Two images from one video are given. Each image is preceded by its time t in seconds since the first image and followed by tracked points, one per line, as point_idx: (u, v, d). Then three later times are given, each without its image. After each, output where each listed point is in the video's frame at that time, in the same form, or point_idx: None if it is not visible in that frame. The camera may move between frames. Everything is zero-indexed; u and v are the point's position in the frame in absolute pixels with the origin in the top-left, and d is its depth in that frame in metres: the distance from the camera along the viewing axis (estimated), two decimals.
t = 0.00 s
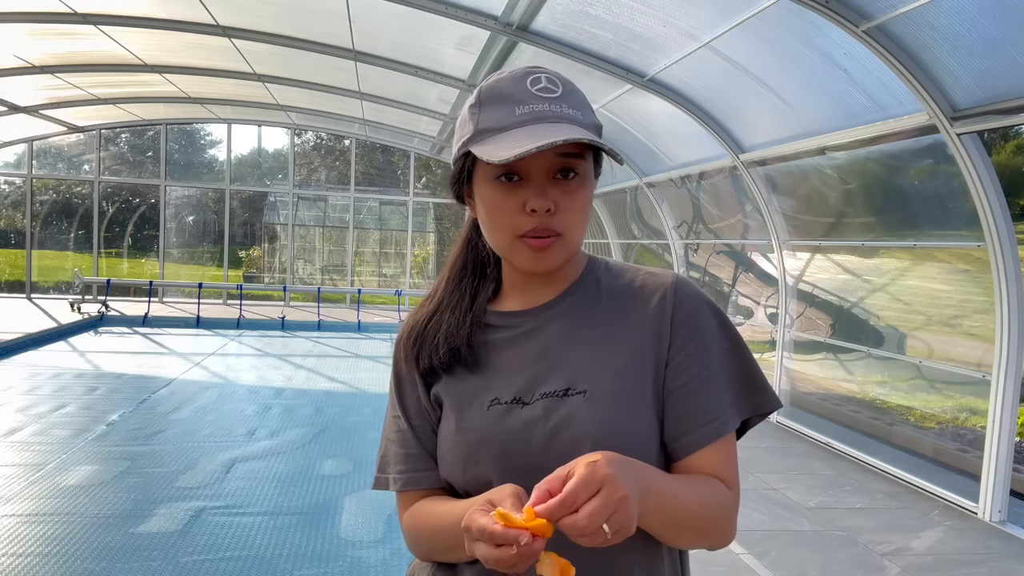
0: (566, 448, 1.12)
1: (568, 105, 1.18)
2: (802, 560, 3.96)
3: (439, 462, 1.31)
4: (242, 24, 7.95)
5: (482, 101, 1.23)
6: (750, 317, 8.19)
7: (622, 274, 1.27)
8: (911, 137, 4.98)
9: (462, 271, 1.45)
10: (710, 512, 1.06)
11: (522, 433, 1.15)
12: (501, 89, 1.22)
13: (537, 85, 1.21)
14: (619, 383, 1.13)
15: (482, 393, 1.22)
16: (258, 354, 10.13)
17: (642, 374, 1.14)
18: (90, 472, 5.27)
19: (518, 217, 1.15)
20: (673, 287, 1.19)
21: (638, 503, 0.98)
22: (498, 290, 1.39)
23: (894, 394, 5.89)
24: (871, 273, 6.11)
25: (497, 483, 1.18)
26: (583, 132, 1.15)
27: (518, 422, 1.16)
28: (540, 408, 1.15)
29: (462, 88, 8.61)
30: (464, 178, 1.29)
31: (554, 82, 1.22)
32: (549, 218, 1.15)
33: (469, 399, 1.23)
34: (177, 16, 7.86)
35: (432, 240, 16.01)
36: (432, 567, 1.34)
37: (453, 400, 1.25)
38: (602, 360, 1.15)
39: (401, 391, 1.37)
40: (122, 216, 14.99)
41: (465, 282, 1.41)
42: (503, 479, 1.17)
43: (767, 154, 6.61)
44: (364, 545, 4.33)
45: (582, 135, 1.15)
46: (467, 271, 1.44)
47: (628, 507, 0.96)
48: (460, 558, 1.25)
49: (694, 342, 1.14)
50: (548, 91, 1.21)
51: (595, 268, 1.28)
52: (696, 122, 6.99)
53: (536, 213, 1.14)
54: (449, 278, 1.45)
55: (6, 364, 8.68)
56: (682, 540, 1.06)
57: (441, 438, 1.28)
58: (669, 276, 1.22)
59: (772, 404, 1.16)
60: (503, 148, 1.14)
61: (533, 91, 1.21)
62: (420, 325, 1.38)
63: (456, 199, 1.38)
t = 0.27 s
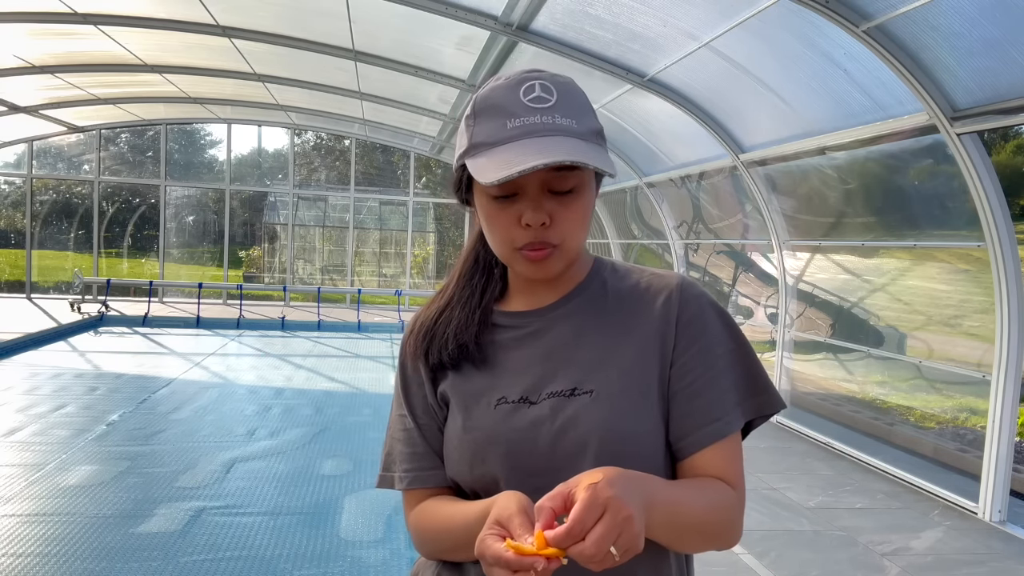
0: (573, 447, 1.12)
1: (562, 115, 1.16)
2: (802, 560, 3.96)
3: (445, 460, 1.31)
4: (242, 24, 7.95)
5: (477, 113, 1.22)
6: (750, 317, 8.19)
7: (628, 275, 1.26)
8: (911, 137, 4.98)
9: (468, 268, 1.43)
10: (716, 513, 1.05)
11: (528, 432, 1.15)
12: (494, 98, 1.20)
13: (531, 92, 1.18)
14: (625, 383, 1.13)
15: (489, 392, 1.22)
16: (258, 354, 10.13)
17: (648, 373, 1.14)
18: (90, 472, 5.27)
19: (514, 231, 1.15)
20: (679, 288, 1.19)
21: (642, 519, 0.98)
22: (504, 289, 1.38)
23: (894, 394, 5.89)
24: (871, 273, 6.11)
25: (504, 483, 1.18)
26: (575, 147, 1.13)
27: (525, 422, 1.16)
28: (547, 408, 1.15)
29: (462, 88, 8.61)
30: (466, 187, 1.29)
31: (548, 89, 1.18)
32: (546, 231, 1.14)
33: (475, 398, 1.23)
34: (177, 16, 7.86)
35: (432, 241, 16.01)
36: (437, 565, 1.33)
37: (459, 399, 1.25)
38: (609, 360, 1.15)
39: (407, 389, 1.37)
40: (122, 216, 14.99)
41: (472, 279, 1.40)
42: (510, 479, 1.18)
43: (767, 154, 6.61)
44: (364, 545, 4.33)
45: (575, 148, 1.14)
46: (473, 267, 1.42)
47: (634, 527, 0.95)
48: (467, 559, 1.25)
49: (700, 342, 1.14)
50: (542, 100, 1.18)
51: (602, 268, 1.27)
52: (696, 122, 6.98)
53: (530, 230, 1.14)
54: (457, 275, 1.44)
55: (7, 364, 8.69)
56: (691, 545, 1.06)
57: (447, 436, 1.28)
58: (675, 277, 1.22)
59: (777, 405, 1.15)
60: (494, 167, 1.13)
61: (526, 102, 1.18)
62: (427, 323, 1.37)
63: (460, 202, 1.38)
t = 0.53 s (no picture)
0: (574, 447, 1.13)
1: (553, 132, 1.16)
2: (802, 560, 3.96)
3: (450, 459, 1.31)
4: (242, 24, 7.95)
5: (469, 130, 1.22)
6: (750, 317, 8.19)
7: (633, 274, 1.26)
8: (911, 137, 4.98)
9: (473, 268, 1.43)
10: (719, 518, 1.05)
11: (531, 433, 1.16)
12: (482, 115, 1.19)
13: (522, 107, 1.17)
14: (628, 383, 1.13)
15: (493, 392, 1.23)
16: (258, 354, 10.13)
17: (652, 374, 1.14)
18: (90, 472, 5.27)
19: (513, 248, 1.16)
20: (684, 288, 1.18)
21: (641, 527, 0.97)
22: (509, 290, 1.38)
23: (894, 394, 5.89)
24: (871, 273, 6.12)
25: (509, 483, 1.19)
26: (563, 170, 1.12)
27: (528, 422, 1.17)
28: (550, 409, 1.16)
29: (462, 88, 8.61)
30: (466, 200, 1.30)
31: (538, 103, 1.16)
32: (543, 246, 1.14)
33: (479, 398, 1.24)
34: (177, 16, 7.86)
35: (432, 240, 16.01)
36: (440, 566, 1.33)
37: (464, 398, 1.25)
38: (611, 361, 1.15)
39: (413, 388, 1.38)
40: (122, 216, 14.99)
41: (478, 278, 1.39)
42: (513, 479, 1.18)
43: (767, 154, 6.61)
44: (364, 545, 4.33)
45: (567, 165, 1.13)
46: (480, 266, 1.41)
47: (631, 540, 0.95)
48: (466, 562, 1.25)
49: (704, 342, 1.14)
50: (532, 116, 1.17)
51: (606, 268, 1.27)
52: (696, 122, 6.98)
53: (526, 246, 1.14)
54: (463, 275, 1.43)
55: (7, 364, 8.69)
56: (693, 548, 1.05)
57: (453, 435, 1.28)
58: (680, 278, 1.21)
59: (782, 406, 1.15)
60: (484, 195, 1.16)
61: (516, 119, 1.18)
62: (432, 323, 1.38)
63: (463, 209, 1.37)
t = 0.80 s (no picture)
0: (569, 456, 1.12)
1: (535, 139, 1.14)
2: (802, 560, 3.96)
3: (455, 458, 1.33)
4: (242, 24, 7.95)
5: (455, 139, 1.21)
6: (750, 317, 8.19)
7: (637, 272, 1.22)
8: (911, 137, 4.98)
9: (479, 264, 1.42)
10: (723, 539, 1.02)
11: (527, 439, 1.16)
12: (466, 124, 1.18)
13: (503, 115, 1.14)
14: (625, 390, 1.11)
15: (492, 396, 1.23)
16: (258, 354, 10.13)
17: (650, 380, 1.11)
18: (89, 472, 5.27)
19: (504, 256, 1.15)
20: (687, 292, 1.14)
21: None
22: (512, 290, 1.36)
23: (894, 394, 5.89)
24: (871, 273, 6.12)
25: (507, 487, 1.20)
26: (546, 182, 1.10)
27: (524, 429, 1.17)
28: (546, 415, 1.15)
29: (462, 88, 8.60)
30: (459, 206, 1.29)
31: (520, 110, 1.13)
32: (534, 255, 1.13)
33: (477, 402, 1.25)
34: (177, 16, 7.87)
35: (432, 240, 16.02)
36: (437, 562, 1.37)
37: (464, 401, 1.26)
38: (608, 368, 1.14)
39: (420, 385, 1.39)
40: (122, 216, 14.98)
41: (482, 278, 1.38)
42: (511, 483, 1.19)
43: (767, 154, 6.61)
44: (364, 545, 4.33)
45: (551, 174, 1.11)
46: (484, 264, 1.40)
47: None
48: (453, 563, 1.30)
49: (707, 347, 1.10)
50: (514, 123, 1.14)
51: (610, 266, 1.24)
52: (696, 122, 6.97)
53: (516, 254, 1.13)
54: (472, 268, 1.43)
55: (7, 364, 8.69)
56: None
57: (455, 436, 1.30)
58: (685, 278, 1.17)
59: (790, 409, 1.12)
60: (469, 209, 1.16)
61: (498, 127, 1.15)
62: (437, 322, 1.37)
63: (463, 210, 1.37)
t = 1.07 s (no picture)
0: (563, 462, 1.12)
1: (516, 142, 1.14)
2: (802, 560, 3.96)
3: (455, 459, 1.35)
4: (242, 24, 7.95)
5: (441, 142, 1.22)
6: (750, 317, 8.19)
7: (636, 274, 1.21)
8: (911, 137, 4.98)
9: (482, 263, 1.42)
10: (717, 549, 1.01)
11: (523, 443, 1.16)
12: (452, 128, 1.19)
13: (486, 116, 1.15)
14: (620, 395, 1.10)
15: (490, 400, 1.24)
16: (258, 354, 10.13)
17: (646, 385, 1.10)
18: (89, 472, 5.27)
19: (493, 259, 1.14)
20: (685, 295, 1.12)
21: None
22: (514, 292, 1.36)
23: (894, 394, 5.89)
24: (871, 273, 6.12)
25: (504, 491, 1.21)
26: (527, 184, 1.10)
27: (520, 433, 1.17)
28: (542, 420, 1.15)
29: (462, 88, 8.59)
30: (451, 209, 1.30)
31: (502, 111, 1.13)
32: (521, 258, 1.12)
33: (475, 405, 1.25)
34: (176, 16, 7.87)
35: (432, 241, 16.03)
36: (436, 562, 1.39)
37: (463, 404, 1.27)
38: (603, 370, 1.13)
39: (423, 384, 1.40)
40: (122, 216, 14.98)
41: (483, 278, 1.39)
42: (508, 488, 1.20)
43: (767, 154, 6.60)
44: (364, 545, 4.33)
45: (532, 176, 1.11)
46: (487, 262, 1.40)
47: None
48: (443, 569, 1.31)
49: (704, 353, 1.09)
50: (496, 126, 1.14)
51: (610, 267, 1.23)
52: (696, 122, 6.97)
53: (504, 258, 1.12)
54: (474, 266, 1.44)
55: (6, 364, 8.68)
56: None
57: (455, 437, 1.32)
58: (685, 280, 1.15)
59: (789, 418, 1.12)
60: (453, 212, 1.16)
61: (479, 130, 1.15)
62: (438, 324, 1.37)
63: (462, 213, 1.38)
